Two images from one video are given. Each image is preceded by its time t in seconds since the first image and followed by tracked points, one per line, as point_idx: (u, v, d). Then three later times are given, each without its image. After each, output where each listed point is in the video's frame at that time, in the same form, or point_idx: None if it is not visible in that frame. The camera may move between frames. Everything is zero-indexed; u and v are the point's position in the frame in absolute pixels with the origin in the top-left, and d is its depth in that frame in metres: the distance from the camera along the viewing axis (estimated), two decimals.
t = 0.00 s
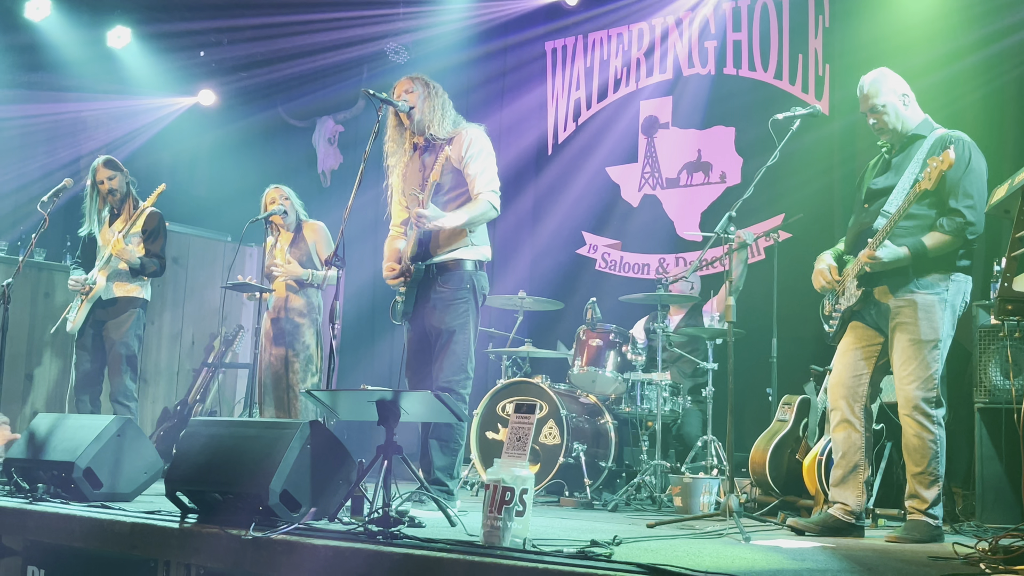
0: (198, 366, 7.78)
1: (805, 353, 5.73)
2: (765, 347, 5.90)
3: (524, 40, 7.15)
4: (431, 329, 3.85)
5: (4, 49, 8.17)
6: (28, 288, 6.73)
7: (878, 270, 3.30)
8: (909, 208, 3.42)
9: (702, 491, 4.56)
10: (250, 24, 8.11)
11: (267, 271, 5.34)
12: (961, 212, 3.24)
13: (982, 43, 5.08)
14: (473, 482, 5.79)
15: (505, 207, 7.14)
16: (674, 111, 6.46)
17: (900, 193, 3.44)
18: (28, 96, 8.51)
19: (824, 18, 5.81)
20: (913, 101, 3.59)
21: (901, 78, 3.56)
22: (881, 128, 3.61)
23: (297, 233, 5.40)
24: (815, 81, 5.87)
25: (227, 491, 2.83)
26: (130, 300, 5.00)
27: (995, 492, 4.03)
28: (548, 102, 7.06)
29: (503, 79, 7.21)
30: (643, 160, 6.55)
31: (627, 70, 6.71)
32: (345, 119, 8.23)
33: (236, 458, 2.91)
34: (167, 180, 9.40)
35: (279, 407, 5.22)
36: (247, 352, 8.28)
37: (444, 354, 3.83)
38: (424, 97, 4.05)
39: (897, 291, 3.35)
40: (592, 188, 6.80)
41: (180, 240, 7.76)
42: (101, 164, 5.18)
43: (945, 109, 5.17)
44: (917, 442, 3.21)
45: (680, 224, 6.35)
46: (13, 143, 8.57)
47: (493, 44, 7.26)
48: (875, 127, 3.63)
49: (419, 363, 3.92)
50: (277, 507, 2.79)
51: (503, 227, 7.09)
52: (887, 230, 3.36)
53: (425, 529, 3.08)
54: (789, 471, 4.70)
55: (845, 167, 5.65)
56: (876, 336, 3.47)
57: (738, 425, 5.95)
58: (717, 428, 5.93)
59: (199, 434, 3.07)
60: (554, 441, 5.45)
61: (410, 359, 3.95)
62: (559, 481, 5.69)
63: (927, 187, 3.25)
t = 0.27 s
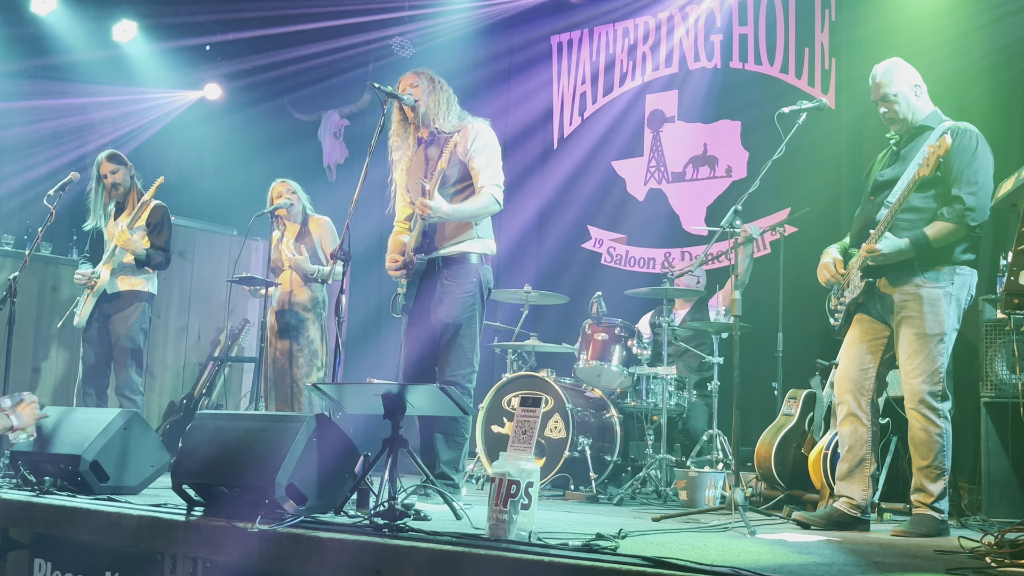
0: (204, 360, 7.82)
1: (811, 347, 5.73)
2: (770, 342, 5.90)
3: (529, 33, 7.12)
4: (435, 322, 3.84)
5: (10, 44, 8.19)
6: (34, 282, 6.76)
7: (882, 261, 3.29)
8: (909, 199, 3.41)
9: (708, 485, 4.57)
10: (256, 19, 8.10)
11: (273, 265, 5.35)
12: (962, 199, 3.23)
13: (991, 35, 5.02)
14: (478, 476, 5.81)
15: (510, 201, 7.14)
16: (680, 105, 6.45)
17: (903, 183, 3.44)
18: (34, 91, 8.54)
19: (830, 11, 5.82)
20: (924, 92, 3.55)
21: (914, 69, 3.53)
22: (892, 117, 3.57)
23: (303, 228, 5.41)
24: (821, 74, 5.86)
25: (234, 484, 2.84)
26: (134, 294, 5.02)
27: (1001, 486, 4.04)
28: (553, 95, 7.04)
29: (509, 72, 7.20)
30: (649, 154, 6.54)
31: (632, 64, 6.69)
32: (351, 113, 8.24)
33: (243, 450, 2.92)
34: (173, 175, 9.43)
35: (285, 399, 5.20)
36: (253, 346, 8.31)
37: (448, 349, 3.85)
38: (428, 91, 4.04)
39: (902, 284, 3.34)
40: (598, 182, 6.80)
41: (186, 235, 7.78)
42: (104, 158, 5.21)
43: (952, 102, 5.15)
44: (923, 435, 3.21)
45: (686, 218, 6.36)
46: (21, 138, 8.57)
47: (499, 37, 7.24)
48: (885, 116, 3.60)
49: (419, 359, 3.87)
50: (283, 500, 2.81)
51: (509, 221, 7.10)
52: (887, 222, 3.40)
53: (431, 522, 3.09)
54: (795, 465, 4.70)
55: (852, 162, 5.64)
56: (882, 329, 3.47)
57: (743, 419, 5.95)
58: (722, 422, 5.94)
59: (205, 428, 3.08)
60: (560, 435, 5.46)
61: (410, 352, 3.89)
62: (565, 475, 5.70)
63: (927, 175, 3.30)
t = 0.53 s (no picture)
0: (208, 356, 7.83)
1: (814, 342, 5.73)
2: (774, 338, 5.90)
3: (532, 30, 7.11)
4: (436, 318, 3.84)
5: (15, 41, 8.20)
6: (39, 278, 6.78)
7: (885, 257, 3.28)
8: (912, 195, 3.42)
9: (711, 480, 4.57)
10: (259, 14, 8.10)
11: (277, 262, 5.34)
12: (968, 199, 3.23)
13: (995, 30, 5.02)
14: (481, 472, 5.81)
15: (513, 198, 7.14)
16: (683, 100, 6.44)
17: (905, 179, 3.42)
18: (39, 87, 8.55)
19: (835, 6, 5.82)
20: (932, 89, 3.52)
21: (926, 64, 3.50)
22: (894, 108, 3.55)
23: (307, 224, 5.42)
24: (825, 70, 5.86)
25: (239, 479, 2.85)
26: (138, 290, 5.03)
27: (1005, 482, 4.04)
28: (556, 91, 7.03)
29: (512, 68, 7.19)
30: (653, 149, 6.54)
31: (636, 60, 6.67)
32: (355, 109, 8.24)
33: (246, 446, 2.93)
34: (177, 171, 9.44)
35: (286, 398, 5.25)
36: (257, 342, 8.32)
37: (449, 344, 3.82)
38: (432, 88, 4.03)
39: (904, 280, 3.34)
40: (601, 178, 6.80)
41: (190, 231, 7.79)
42: (109, 154, 5.22)
43: (957, 97, 5.13)
44: (926, 431, 3.21)
45: (689, 214, 6.35)
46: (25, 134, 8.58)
47: (503, 33, 7.24)
48: (889, 107, 3.58)
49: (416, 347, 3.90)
50: (287, 495, 2.82)
51: (512, 218, 7.10)
52: (889, 218, 3.38)
53: (435, 518, 3.10)
54: (798, 461, 4.70)
55: (855, 157, 5.63)
56: (885, 325, 3.46)
57: (747, 415, 5.95)
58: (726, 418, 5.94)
59: (209, 424, 3.09)
60: (564, 430, 5.47)
61: (407, 347, 3.91)
62: (568, 470, 5.70)
63: (926, 172, 3.29)
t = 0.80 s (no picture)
0: (211, 354, 7.84)
1: (817, 340, 5.73)
2: (777, 336, 5.90)
3: (535, 28, 7.11)
4: (433, 314, 3.83)
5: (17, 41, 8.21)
6: (42, 277, 6.79)
7: (887, 254, 3.28)
8: (915, 192, 3.41)
9: (714, 478, 4.57)
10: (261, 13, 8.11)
11: (280, 262, 5.34)
12: (971, 197, 3.22)
13: (997, 28, 5.01)
14: (484, 470, 5.81)
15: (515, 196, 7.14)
16: (686, 98, 6.43)
17: (908, 176, 3.43)
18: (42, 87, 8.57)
19: (837, 4, 5.81)
20: (940, 87, 3.50)
21: (937, 62, 3.48)
22: (899, 102, 3.55)
23: (310, 224, 5.43)
24: (828, 68, 5.85)
25: (242, 478, 2.85)
26: (143, 288, 5.04)
27: (1008, 480, 4.04)
28: (559, 89, 7.03)
29: (515, 67, 7.19)
30: (655, 148, 6.53)
31: (639, 58, 6.66)
32: (357, 108, 8.25)
33: (249, 444, 2.94)
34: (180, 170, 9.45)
35: (287, 397, 5.25)
36: (260, 340, 8.34)
37: (447, 340, 3.78)
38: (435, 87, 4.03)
39: (907, 277, 3.33)
40: (603, 176, 6.79)
41: (193, 230, 7.80)
42: (115, 152, 5.23)
43: (960, 94, 5.10)
44: (929, 429, 3.20)
45: (692, 212, 6.35)
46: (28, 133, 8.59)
47: (505, 32, 7.24)
48: (894, 101, 3.56)
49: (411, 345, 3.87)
50: (291, 493, 2.82)
51: (515, 216, 7.10)
52: (892, 213, 3.38)
53: (438, 516, 3.10)
54: (801, 459, 4.69)
55: (858, 154, 5.62)
56: (888, 323, 3.46)
57: (750, 414, 5.95)
58: (729, 416, 5.93)
59: (212, 422, 3.09)
60: (565, 428, 5.46)
61: (402, 341, 3.88)
62: (571, 469, 5.71)
63: (930, 166, 3.28)
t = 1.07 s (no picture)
0: (213, 354, 7.84)
1: (818, 338, 5.72)
2: (778, 334, 5.90)
3: (535, 26, 7.11)
4: (423, 314, 3.82)
5: (18, 40, 8.21)
6: (43, 276, 6.79)
7: (889, 252, 3.27)
8: (918, 189, 3.40)
9: (715, 476, 4.57)
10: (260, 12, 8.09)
11: (281, 258, 5.38)
12: (974, 195, 3.21)
13: (998, 24, 4.96)
14: (486, 469, 5.81)
15: (516, 194, 7.14)
16: (686, 96, 6.43)
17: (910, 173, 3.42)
18: (42, 87, 8.57)
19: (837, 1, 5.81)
20: (943, 85, 3.48)
21: (943, 58, 3.47)
22: (902, 97, 3.54)
23: (311, 222, 5.42)
24: (828, 65, 5.86)
25: (243, 477, 2.85)
26: (150, 288, 5.05)
27: (1009, 477, 4.04)
28: (559, 88, 7.02)
29: (515, 65, 7.18)
30: (656, 146, 6.52)
31: (639, 56, 6.65)
32: (357, 106, 8.24)
33: (250, 443, 2.93)
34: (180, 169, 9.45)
35: (291, 395, 5.24)
36: (261, 339, 8.33)
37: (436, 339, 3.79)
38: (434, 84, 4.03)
39: (909, 275, 3.33)
40: (604, 174, 6.79)
41: (193, 229, 7.80)
42: (120, 150, 5.21)
43: (960, 91, 5.07)
44: (931, 426, 3.20)
45: (692, 210, 6.34)
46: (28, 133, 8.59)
47: (506, 30, 7.23)
48: (897, 96, 3.56)
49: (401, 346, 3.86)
50: (291, 492, 2.82)
51: (515, 214, 7.10)
52: (894, 212, 3.36)
53: (439, 514, 3.10)
54: (803, 457, 4.69)
55: (859, 151, 5.61)
56: (890, 320, 3.46)
57: (751, 411, 5.94)
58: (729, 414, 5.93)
59: (213, 422, 3.10)
60: (566, 427, 5.46)
61: (393, 339, 3.86)
62: (572, 467, 5.70)
63: (934, 165, 3.26)
